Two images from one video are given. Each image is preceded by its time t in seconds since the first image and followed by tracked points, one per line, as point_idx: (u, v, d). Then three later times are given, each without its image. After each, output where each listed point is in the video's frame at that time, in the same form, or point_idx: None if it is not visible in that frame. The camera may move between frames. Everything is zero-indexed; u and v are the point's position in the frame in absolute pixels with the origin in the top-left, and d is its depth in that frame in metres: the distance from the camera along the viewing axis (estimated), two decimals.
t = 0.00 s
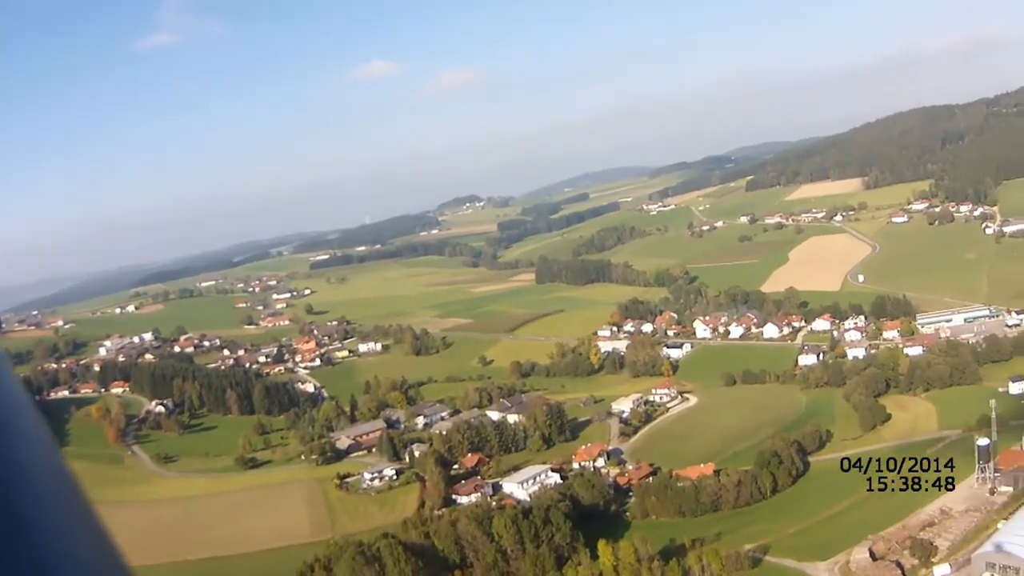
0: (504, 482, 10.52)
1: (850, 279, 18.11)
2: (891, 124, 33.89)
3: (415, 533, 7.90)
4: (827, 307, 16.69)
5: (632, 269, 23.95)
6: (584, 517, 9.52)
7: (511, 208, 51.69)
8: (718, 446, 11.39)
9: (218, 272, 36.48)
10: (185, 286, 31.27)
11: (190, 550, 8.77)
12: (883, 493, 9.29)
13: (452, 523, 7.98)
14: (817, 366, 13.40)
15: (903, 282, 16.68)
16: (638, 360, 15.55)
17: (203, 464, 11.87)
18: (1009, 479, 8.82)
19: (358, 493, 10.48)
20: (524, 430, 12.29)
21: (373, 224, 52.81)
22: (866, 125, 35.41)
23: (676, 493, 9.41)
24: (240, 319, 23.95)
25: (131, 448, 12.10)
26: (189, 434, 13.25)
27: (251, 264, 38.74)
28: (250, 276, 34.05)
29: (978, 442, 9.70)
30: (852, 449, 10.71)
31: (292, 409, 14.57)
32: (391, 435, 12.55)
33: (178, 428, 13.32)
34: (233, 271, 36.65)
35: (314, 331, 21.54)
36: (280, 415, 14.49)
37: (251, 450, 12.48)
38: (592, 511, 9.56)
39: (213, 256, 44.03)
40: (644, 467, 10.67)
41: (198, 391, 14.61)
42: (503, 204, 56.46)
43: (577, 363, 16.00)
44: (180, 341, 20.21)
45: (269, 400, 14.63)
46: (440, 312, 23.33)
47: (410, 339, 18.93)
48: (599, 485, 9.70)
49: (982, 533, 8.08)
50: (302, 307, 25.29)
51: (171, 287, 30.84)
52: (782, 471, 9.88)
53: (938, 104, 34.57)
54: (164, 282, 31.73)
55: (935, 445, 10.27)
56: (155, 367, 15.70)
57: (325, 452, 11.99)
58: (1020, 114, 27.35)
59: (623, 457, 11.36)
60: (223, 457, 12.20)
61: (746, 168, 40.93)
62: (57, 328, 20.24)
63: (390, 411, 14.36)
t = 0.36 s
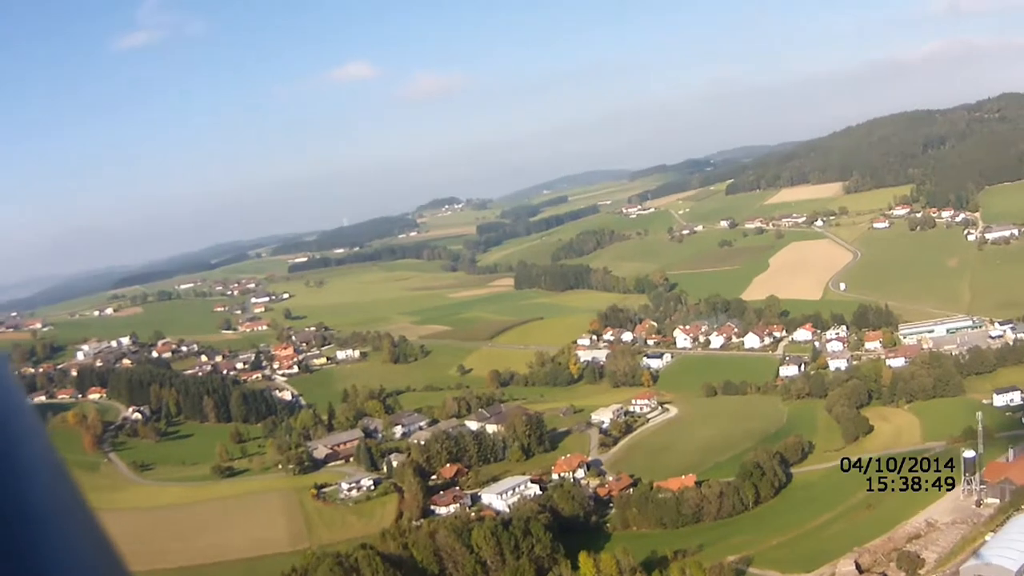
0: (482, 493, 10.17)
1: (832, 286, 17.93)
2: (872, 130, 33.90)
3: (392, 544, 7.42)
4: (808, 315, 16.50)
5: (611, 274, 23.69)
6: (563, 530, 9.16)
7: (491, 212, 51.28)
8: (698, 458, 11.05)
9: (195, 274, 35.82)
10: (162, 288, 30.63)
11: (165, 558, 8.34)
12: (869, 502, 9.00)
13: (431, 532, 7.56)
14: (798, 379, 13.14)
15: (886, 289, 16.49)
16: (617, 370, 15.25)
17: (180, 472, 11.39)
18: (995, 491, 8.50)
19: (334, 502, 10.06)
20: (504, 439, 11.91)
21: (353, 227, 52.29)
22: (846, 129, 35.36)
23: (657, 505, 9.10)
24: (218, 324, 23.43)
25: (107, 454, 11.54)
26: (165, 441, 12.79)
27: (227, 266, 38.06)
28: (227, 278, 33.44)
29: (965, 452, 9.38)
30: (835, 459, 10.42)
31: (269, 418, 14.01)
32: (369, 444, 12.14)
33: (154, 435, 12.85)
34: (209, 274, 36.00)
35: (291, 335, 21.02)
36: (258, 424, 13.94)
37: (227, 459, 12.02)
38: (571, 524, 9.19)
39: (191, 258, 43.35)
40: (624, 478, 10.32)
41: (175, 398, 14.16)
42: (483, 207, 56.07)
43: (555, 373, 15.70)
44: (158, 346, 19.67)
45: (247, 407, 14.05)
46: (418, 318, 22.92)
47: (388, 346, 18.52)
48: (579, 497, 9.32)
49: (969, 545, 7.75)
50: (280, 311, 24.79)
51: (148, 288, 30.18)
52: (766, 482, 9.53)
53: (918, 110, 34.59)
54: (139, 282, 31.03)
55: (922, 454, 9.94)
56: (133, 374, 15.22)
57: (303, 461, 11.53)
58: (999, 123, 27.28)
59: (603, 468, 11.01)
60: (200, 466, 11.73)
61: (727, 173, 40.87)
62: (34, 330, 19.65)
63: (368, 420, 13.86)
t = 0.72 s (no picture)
0: (467, 493, 10.10)
1: (815, 289, 18.08)
2: (853, 135, 34.22)
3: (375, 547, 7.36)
4: (792, 317, 16.59)
5: (592, 278, 23.72)
6: (548, 531, 9.12)
7: (471, 218, 51.24)
8: (683, 458, 11.07)
9: (174, 280, 35.41)
10: (141, 294, 30.23)
11: (146, 559, 8.23)
12: (855, 502, 9.02)
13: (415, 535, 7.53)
14: (783, 378, 13.21)
15: (869, 292, 16.63)
16: (600, 370, 15.23)
17: (159, 473, 11.25)
18: (986, 491, 8.57)
19: (316, 503, 9.96)
20: (487, 440, 11.85)
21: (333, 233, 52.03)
22: (826, 135, 35.71)
23: (642, 506, 9.08)
24: (199, 327, 23.18)
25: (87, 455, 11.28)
26: (146, 442, 12.63)
27: (205, 273, 37.66)
28: (209, 284, 33.12)
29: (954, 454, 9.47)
30: (818, 460, 10.48)
31: (251, 417, 13.83)
32: (351, 444, 12.02)
33: (135, 436, 12.66)
34: (187, 279, 35.60)
35: (273, 338, 20.78)
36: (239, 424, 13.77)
37: (210, 459, 11.88)
38: (556, 524, 9.15)
39: (170, 263, 42.93)
40: (609, 478, 10.30)
41: (157, 398, 14.03)
42: (463, 213, 55.99)
43: (539, 373, 15.67)
44: (140, 348, 19.44)
45: (229, 408, 13.90)
46: (400, 322, 22.80)
47: (371, 348, 18.40)
48: (563, 497, 9.29)
49: (960, 545, 7.79)
50: (261, 315, 24.59)
51: (129, 295, 29.82)
52: (751, 482, 9.54)
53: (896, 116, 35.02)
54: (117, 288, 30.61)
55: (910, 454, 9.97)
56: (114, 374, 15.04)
57: (284, 461, 11.42)
58: (982, 125, 27.68)
59: (587, 468, 10.99)
60: (180, 466, 11.59)
61: (708, 178, 41.13)
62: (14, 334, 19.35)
63: (350, 421, 13.78)
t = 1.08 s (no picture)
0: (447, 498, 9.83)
1: (795, 288, 17.98)
2: (833, 132, 34.29)
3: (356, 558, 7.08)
4: (773, 316, 16.48)
5: (571, 278, 23.52)
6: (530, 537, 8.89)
7: (448, 219, 50.92)
8: (665, 461, 10.86)
9: (150, 282, 34.78)
10: (116, 297, 29.62)
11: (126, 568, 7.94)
12: (841, 504, 8.84)
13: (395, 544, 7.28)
14: (765, 379, 13.03)
15: (850, 291, 16.55)
16: (581, 372, 15.02)
17: (135, 481, 10.88)
18: (974, 491, 8.38)
19: (296, 511, 9.67)
20: (466, 444, 11.62)
21: (311, 233, 51.51)
22: (805, 133, 35.78)
23: (625, 511, 8.85)
24: (178, 331, 22.71)
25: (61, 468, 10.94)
26: (124, 450, 12.27)
27: (182, 274, 36.98)
28: (187, 286, 32.53)
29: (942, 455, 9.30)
30: (800, 463, 10.25)
31: (229, 424, 13.43)
32: (331, 450, 11.71)
33: (112, 444, 12.30)
34: (163, 281, 34.95)
35: (251, 342, 20.37)
36: (216, 430, 13.42)
37: (188, 466, 11.56)
38: (538, 530, 8.92)
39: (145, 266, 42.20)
40: (592, 483, 10.06)
41: (133, 404, 13.66)
42: (442, 213, 55.67)
43: (518, 376, 15.42)
44: (117, 354, 18.95)
45: (206, 415, 13.49)
46: (379, 324, 22.46)
47: (349, 351, 18.07)
48: (546, 501, 9.07)
49: (951, 548, 7.60)
50: (240, 318, 24.14)
51: (107, 298, 29.22)
52: (735, 485, 9.34)
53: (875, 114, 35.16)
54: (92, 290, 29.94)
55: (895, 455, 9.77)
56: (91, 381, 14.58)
57: (263, 468, 11.10)
58: (963, 122, 27.88)
59: (569, 472, 10.76)
60: (158, 474, 11.24)
61: (687, 176, 41.11)
62: None
63: (329, 426, 13.45)
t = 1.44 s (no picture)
0: (422, 513, 9.37)
1: (770, 293, 17.78)
2: (806, 137, 34.38)
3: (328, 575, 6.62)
4: (748, 322, 16.27)
5: (544, 284, 23.18)
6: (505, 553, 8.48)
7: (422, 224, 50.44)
8: (643, 472, 10.52)
9: (120, 288, 33.86)
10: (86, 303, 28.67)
11: None
12: (822, 515, 8.46)
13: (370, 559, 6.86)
14: (742, 388, 12.72)
15: (827, 296, 16.38)
16: (556, 382, 14.67)
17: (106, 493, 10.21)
18: (955, 502, 7.90)
19: (269, 526, 9.15)
20: (441, 457, 11.18)
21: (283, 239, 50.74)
22: (779, 138, 35.86)
23: (603, 523, 8.44)
24: (150, 338, 21.94)
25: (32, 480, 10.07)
26: (98, 462, 11.51)
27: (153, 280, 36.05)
28: (159, 292, 31.69)
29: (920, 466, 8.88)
30: (779, 474, 9.79)
31: (203, 436, 13.01)
32: (304, 463, 11.23)
33: (86, 456, 11.50)
34: (133, 287, 34.08)
35: (224, 350, 19.73)
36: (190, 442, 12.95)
37: (160, 480, 11.00)
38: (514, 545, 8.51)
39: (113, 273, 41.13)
40: (568, 495, 9.66)
41: (105, 415, 12.93)
42: (414, 219, 55.24)
43: (492, 386, 15.02)
44: (89, 363, 17.97)
45: (179, 425, 13.09)
46: (351, 331, 21.96)
47: (321, 361, 17.56)
48: (522, 515, 8.69)
49: (935, 560, 7.16)
50: (212, 325, 23.46)
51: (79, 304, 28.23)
52: (714, 496, 8.93)
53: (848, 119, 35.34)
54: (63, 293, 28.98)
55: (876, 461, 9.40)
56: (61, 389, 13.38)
57: (235, 482, 10.65)
58: (938, 125, 27.96)
59: (545, 485, 10.37)
60: (131, 488, 10.62)
61: (661, 181, 41.07)
62: None
63: (302, 438, 12.95)
